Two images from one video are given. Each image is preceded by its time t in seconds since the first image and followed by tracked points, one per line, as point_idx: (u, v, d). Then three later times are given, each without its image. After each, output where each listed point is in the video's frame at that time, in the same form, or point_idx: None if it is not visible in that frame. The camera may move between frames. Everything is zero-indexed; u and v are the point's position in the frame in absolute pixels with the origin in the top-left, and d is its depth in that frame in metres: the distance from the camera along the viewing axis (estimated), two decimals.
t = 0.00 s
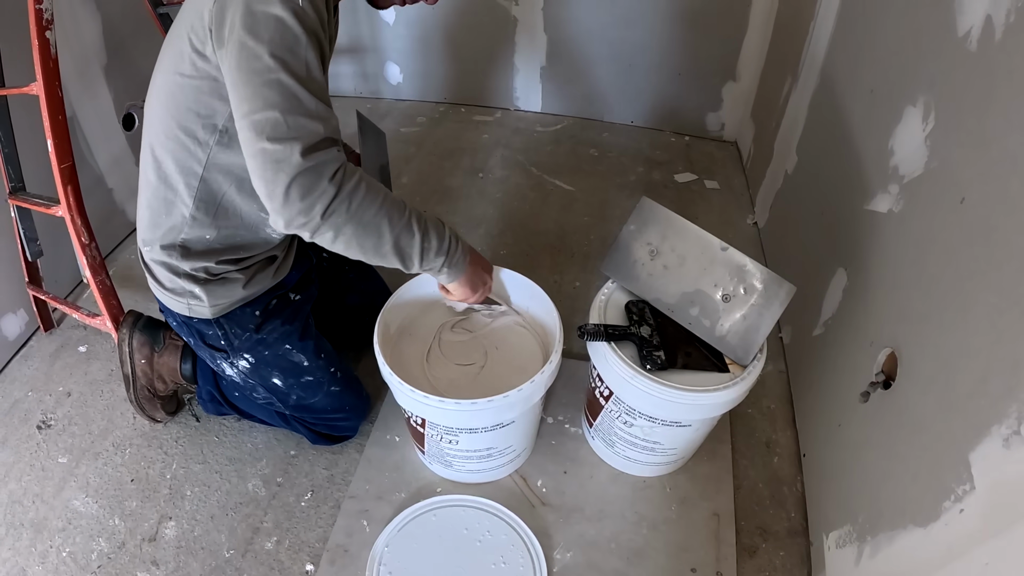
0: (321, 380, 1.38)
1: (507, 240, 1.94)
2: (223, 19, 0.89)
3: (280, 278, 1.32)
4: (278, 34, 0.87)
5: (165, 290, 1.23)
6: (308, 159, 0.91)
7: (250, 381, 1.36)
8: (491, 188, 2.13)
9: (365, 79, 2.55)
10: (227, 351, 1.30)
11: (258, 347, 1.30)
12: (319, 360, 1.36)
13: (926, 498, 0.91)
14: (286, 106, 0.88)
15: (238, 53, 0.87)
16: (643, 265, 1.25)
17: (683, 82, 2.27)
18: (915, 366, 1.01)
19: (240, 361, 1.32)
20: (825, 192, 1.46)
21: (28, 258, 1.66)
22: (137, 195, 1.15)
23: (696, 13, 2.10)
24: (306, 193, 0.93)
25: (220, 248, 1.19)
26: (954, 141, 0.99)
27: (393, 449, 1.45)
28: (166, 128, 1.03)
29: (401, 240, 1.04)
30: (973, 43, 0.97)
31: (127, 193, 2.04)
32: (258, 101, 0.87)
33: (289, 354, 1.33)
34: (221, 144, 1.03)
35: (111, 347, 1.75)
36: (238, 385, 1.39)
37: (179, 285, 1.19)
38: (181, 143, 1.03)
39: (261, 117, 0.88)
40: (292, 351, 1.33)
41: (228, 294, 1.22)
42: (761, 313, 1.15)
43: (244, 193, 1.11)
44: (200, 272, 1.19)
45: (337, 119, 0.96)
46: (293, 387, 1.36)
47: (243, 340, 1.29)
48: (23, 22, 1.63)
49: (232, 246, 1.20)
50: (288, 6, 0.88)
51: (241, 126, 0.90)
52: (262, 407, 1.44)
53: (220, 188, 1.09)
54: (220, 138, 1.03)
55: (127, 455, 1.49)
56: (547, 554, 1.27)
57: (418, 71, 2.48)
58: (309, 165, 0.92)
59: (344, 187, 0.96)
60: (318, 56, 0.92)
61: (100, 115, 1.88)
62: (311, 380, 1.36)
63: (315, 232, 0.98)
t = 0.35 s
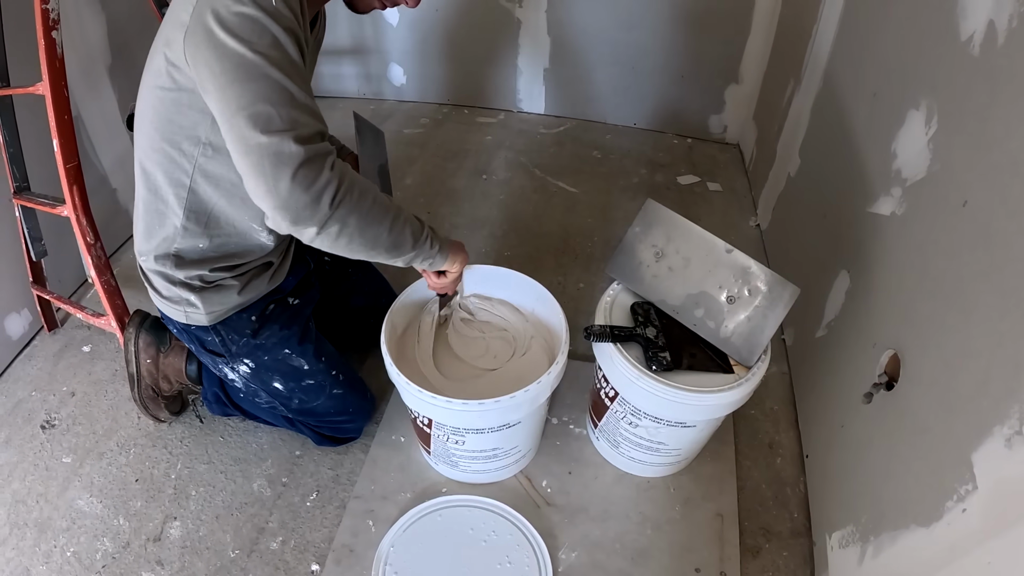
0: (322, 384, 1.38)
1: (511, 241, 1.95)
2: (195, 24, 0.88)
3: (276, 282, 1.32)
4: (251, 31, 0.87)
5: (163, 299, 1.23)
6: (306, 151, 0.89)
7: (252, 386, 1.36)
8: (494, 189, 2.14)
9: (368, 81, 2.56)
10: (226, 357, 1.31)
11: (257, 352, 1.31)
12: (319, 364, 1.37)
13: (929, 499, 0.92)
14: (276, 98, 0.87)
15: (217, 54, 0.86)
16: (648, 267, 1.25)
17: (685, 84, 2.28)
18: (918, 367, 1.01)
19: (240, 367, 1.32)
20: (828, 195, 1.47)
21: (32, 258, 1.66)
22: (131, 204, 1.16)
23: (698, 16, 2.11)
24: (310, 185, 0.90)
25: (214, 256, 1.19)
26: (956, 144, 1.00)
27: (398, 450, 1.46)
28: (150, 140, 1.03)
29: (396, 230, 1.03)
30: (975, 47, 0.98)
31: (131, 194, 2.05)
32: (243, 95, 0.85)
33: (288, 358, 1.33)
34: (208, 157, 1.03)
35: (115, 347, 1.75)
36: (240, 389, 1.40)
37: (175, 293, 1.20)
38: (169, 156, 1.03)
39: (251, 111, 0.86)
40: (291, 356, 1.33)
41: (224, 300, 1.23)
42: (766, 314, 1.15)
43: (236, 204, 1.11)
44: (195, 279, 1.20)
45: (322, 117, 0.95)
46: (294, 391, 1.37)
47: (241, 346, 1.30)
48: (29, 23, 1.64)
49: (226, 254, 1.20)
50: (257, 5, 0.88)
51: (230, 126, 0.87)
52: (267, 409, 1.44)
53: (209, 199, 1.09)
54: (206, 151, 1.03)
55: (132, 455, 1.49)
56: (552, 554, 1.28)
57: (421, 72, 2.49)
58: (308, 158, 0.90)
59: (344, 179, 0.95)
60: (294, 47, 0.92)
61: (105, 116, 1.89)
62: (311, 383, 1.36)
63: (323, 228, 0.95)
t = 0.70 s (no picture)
0: (327, 382, 1.39)
1: (512, 242, 1.96)
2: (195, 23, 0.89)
3: (280, 280, 1.32)
4: (248, 26, 0.87)
5: (167, 298, 1.24)
6: (290, 143, 0.89)
7: (256, 385, 1.37)
8: (496, 191, 2.14)
9: (369, 81, 2.56)
10: (231, 355, 1.31)
11: (262, 351, 1.32)
12: (323, 362, 1.37)
13: (929, 500, 0.92)
14: (267, 91, 0.87)
15: (212, 48, 0.86)
16: (649, 269, 1.26)
17: (686, 86, 2.28)
18: (918, 369, 1.02)
19: (245, 365, 1.33)
20: (829, 197, 1.47)
21: (34, 258, 1.67)
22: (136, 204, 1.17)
23: (700, 17, 2.12)
24: (291, 179, 0.90)
25: (219, 254, 1.20)
26: (957, 147, 1.00)
27: (400, 450, 1.46)
28: (155, 140, 1.04)
29: (379, 234, 1.03)
30: (976, 50, 0.99)
31: (133, 194, 2.06)
32: (235, 87, 0.86)
33: (293, 356, 1.34)
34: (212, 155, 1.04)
35: (117, 346, 1.76)
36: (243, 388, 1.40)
37: (180, 292, 1.21)
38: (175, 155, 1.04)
39: (238, 102, 0.86)
40: (296, 355, 1.34)
41: (228, 298, 1.23)
42: (766, 316, 1.16)
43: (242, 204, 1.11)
44: (200, 278, 1.20)
45: (312, 112, 0.95)
46: (298, 390, 1.37)
47: (246, 344, 1.30)
48: (31, 23, 1.65)
49: (230, 252, 1.20)
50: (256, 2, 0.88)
51: (219, 117, 0.87)
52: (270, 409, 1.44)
53: (215, 198, 1.09)
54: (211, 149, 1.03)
55: (133, 455, 1.50)
56: (553, 555, 1.28)
57: (422, 73, 2.49)
58: (295, 152, 0.90)
59: (327, 177, 0.95)
60: (292, 42, 0.92)
61: (107, 116, 1.89)
62: (316, 382, 1.37)
63: (304, 224, 0.95)
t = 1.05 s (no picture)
0: (327, 383, 1.39)
1: (511, 244, 1.96)
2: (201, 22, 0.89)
3: (282, 280, 1.33)
4: (252, 30, 0.88)
5: (170, 296, 1.25)
6: (291, 146, 0.90)
7: (256, 384, 1.37)
8: (495, 192, 2.14)
9: (370, 82, 2.57)
10: (232, 355, 1.31)
11: (264, 350, 1.32)
12: (324, 362, 1.38)
13: (924, 502, 0.93)
14: (268, 94, 0.88)
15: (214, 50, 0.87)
16: (646, 271, 1.26)
17: (686, 88, 2.28)
18: (914, 371, 1.02)
19: (245, 365, 1.33)
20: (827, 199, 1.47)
21: (35, 258, 1.67)
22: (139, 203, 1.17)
23: (700, 19, 2.12)
24: (291, 182, 0.91)
25: (223, 253, 1.21)
26: (953, 150, 1.01)
27: (398, 450, 1.46)
28: (164, 144, 1.04)
29: (377, 236, 1.03)
30: (973, 53, 0.99)
31: (133, 194, 2.07)
32: (239, 91, 0.86)
33: (294, 356, 1.34)
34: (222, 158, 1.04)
35: (117, 347, 1.76)
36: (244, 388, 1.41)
37: (184, 291, 1.21)
38: (183, 158, 1.04)
39: (240, 104, 0.86)
40: (297, 355, 1.34)
41: (231, 298, 1.24)
42: (762, 319, 1.16)
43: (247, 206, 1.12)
44: (204, 277, 1.21)
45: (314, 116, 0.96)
46: (298, 390, 1.37)
47: (247, 344, 1.30)
48: (32, 24, 1.65)
49: (233, 251, 1.21)
50: (263, 6, 0.89)
51: (220, 118, 0.88)
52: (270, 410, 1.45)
53: (222, 200, 1.10)
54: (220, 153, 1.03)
55: (133, 455, 1.50)
56: (549, 556, 1.28)
57: (422, 74, 2.50)
58: (294, 154, 0.91)
59: (328, 180, 0.95)
60: (297, 46, 0.93)
61: (107, 117, 1.90)
62: (316, 382, 1.37)
63: (303, 227, 0.95)
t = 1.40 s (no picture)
0: (326, 381, 1.39)
1: (512, 243, 1.96)
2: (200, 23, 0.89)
3: (280, 279, 1.33)
4: (248, 29, 0.88)
5: (169, 295, 1.25)
6: (290, 147, 0.90)
7: (255, 383, 1.37)
8: (495, 191, 2.14)
9: (370, 81, 2.57)
10: (231, 354, 1.31)
11: (262, 349, 1.32)
12: (323, 362, 1.37)
13: (924, 502, 0.93)
14: (266, 94, 0.88)
15: (215, 51, 0.87)
16: (646, 270, 1.26)
17: (686, 88, 2.28)
18: (913, 371, 1.02)
19: (245, 363, 1.33)
20: (827, 198, 1.47)
21: (34, 256, 1.67)
22: (137, 202, 1.17)
23: (700, 19, 2.12)
24: (290, 182, 0.91)
25: (222, 252, 1.21)
26: (954, 151, 1.01)
27: (397, 449, 1.46)
28: (164, 143, 1.04)
29: (379, 241, 1.03)
30: (973, 53, 0.99)
31: (133, 192, 2.07)
32: (237, 91, 0.87)
33: (293, 355, 1.34)
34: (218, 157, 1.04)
35: (116, 345, 1.76)
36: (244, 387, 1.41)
37: (182, 289, 1.21)
38: (181, 157, 1.04)
39: (242, 103, 0.87)
40: (296, 353, 1.34)
41: (229, 296, 1.24)
42: (763, 318, 1.16)
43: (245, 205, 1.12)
44: (202, 276, 1.21)
45: (315, 120, 0.96)
46: (297, 389, 1.37)
47: (246, 342, 1.30)
48: (32, 22, 1.65)
49: (232, 250, 1.21)
50: (262, 8, 0.89)
51: (220, 118, 0.88)
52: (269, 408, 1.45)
53: (221, 199, 1.10)
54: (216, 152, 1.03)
55: (132, 452, 1.50)
56: (549, 554, 1.28)
57: (422, 73, 2.50)
58: (293, 155, 0.91)
59: (327, 182, 0.96)
60: (296, 46, 0.93)
61: (107, 115, 1.90)
62: (315, 381, 1.37)
63: (301, 228, 0.95)
